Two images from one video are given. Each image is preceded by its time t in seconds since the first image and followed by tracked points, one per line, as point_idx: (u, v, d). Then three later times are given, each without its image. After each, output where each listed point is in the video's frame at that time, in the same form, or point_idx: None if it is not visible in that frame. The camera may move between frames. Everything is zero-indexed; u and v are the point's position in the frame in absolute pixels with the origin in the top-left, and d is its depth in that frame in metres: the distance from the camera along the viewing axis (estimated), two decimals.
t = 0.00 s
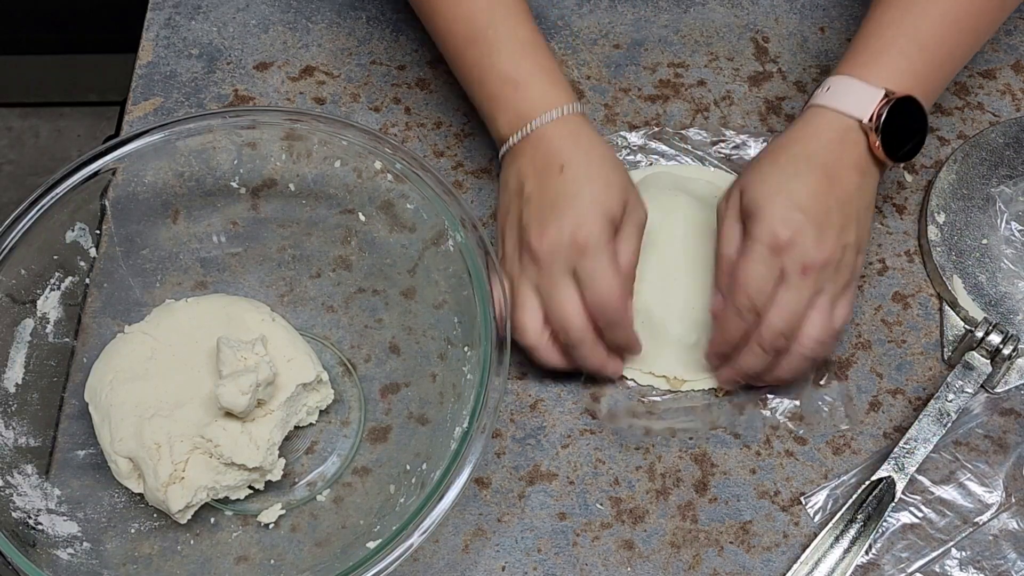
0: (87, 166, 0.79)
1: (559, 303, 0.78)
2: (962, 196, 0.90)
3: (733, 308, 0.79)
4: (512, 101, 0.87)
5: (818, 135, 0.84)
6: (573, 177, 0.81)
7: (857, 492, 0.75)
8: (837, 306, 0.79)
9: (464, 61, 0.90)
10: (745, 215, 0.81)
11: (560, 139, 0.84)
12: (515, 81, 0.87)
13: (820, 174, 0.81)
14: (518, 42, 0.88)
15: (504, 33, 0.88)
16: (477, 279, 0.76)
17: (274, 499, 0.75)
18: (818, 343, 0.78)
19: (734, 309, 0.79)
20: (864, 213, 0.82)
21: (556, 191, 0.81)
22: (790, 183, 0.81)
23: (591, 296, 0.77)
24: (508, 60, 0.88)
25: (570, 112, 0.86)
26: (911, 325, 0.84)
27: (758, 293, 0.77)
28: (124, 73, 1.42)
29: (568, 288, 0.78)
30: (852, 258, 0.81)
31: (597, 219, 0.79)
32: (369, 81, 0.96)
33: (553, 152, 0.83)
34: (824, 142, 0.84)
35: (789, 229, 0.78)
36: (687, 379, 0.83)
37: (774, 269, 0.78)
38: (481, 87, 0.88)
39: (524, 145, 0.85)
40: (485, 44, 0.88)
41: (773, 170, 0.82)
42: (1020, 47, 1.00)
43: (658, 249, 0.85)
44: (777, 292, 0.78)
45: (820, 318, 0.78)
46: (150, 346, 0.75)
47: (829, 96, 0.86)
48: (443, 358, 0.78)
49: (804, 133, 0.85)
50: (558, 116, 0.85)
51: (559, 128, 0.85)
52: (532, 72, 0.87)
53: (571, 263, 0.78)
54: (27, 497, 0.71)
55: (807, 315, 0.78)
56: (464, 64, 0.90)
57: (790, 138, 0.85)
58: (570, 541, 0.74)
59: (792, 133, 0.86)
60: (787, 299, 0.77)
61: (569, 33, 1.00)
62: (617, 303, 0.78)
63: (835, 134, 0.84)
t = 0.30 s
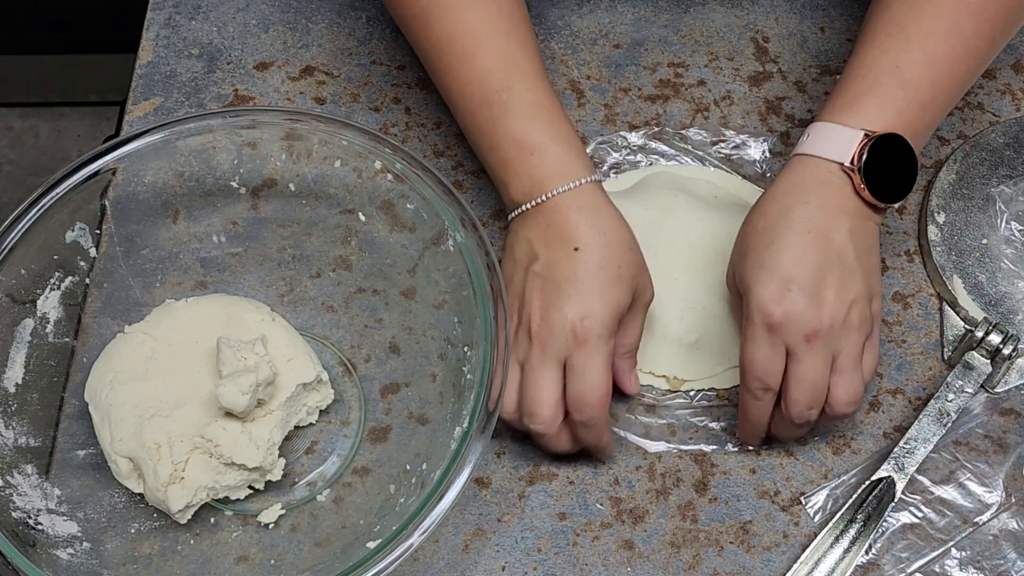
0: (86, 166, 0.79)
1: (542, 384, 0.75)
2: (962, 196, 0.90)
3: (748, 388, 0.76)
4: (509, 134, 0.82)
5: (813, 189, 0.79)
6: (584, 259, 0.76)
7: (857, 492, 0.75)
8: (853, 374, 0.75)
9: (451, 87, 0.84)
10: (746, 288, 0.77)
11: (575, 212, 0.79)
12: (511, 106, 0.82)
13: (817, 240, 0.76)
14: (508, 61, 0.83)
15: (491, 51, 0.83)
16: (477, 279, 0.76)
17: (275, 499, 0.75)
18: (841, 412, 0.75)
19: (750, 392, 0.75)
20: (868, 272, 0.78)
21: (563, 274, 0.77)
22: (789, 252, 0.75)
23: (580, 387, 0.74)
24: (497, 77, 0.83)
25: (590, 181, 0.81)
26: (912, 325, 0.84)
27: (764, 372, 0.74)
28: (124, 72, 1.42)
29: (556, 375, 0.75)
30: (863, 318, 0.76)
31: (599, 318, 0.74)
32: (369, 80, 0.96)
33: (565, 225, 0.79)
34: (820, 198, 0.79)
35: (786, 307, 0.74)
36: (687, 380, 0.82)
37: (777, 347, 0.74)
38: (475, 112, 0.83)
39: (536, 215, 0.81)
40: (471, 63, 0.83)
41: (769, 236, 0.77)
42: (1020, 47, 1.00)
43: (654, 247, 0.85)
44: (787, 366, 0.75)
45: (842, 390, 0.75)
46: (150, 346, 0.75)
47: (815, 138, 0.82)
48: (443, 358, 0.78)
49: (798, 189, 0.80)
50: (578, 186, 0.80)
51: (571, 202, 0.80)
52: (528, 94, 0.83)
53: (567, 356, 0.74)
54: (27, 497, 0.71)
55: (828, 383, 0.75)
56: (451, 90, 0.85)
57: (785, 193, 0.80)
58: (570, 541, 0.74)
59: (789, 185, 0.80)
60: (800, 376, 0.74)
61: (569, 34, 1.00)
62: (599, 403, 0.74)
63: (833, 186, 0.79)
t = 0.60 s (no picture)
0: (86, 166, 0.78)
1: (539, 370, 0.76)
2: (962, 196, 0.90)
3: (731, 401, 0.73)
4: (474, 131, 0.81)
5: (828, 207, 0.77)
6: (555, 247, 0.76)
7: (857, 492, 0.75)
8: (834, 403, 0.74)
9: (425, 84, 0.84)
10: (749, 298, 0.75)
11: (546, 202, 0.78)
12: (477, 104, 0.81)
13: (830, 259, 0.74)
14: (476, 57, 0.82)
15: (463, 49, 0.82)
16: (477, 279, 0.76)
17: (275, 499, 0.75)
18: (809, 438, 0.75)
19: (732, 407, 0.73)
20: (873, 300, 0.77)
21: (537, 264, 0.76)
22: (801, 270, 0.74)
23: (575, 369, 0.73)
24: (465, 73, 0.82)
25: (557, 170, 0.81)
26: (911, 325, 0.83)
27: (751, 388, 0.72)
28: (124, 71, 1.42)
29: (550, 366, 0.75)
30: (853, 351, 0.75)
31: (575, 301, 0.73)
32: (369, 80, 0.96)
33: (535, 219, 0.78)
34: (839, 220, 0.76)
35: (790, 322, 0.72)
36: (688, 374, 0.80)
37: (771, 363, 0.72)
38: (443, 111, 0.83)
39: (504, 212, 0.80)
40: (441, 60, 0.82)
41: (781, 251, 0.75)
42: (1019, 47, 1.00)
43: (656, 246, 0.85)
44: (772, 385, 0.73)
45: (820, 410, 0.74)
46: (150, 346, 0.74)
47: (847, 158, 0.80)
48: (443, 358, 0.78)
49: (818, 208, 0.77)
50: (540, 178, 0.79)
51: (537, 190, 0.79)
52: (493, 90, 0.82)
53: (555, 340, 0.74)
54: (27, 497, 0.71)
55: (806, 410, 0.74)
56: (425, 87, 0.84)
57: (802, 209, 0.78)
58: (570, 541, 0.74)
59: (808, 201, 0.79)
60: (781, 396, 0.73)
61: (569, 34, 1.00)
62: (600, 377, 0.72)
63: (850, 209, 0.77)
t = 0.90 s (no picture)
0: (86, 165, 0.78)
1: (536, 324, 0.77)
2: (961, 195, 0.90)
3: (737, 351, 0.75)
4: (460, 118, 0.83)
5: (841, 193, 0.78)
6: (537, 202, 0.78)
7: (856, 492, 0.75)
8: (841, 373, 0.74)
9: (405, 76, 0.85)
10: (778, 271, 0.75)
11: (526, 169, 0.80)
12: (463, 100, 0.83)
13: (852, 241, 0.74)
14: (453, 43, 0.83)
15: (441, 36, 0.83)
16: (477, 279, 0.76)
17: (275, 499, 0.75)
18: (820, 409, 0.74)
19: (735, 357, 0.75)
20: (891, 288, 0.77)
21: (521, 220, 0.78)
22: (824, 246, 0.74)
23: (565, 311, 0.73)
24: (444, 62, 0.83)
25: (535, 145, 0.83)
26: (911, 325, 0.83)
27: (765, 347, 0.73)
28: (124, 71, 1.42)
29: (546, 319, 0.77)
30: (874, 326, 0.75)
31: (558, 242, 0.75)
32: (369, 80, 0.96)
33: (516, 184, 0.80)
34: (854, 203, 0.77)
35: (816, 296, 0.72)
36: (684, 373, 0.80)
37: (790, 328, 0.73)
38: (428, 105, 0.84)
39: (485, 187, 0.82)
40: (420, 49, 0.83)
41: (808, 231, 0.75)
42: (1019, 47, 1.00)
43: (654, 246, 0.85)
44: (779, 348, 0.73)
45: (824, 387, 0.73)
46: (149, 346, 0.74)
47: (870, 151, 0.79)
48: (443, 358, 0.78)
49: (841, 194, 0.78)
50: (518, 152, 0.81)
51: (511, 162, 0.81)
52: (473, 74, 0.83)
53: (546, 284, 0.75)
54: (27, 497, 0.71)
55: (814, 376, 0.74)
56: (405, 79, 0.85)
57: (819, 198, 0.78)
58: (570, 541, 0.74)
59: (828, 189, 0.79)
60: (786, 356, 0.73)
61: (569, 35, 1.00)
62: (591, 308, 0.72)
63: (874, 197, 0.77)
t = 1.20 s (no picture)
0: (86, 166, 0.78)
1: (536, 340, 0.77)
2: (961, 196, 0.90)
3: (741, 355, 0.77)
4: (455, 128, 0.84)
5: (835, 200, 0.79)
6: (530, 224, 0.78)
7: (856, 492, 0.75)
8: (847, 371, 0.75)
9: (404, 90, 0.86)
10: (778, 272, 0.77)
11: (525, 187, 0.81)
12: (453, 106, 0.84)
13: (839, 255, 0.76)
14: (449, 56, 0.85)
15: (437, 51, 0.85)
16: (477, 279, 0.76)
17: (275, 499, 0.75)
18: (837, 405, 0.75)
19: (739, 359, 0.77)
20: (886, 290, 0.78)
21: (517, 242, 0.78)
22: (814, 263, 0.75)
23: (554, 341, 0.74)
24: (439, 76, 0.84)
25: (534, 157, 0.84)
26: (911, 326, 0.83)
27: (769, 350, 0.76)
28: (124, 71, 1.42)
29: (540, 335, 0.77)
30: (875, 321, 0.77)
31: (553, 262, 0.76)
32: (369, 80, 0.96)
33: (512, 204, 0.80)
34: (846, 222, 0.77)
35: (813, 292, 0.75)
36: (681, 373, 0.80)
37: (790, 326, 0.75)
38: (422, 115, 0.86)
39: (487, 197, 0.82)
40: (413, 62, 0.85)
41: (801, 243, 0.77)
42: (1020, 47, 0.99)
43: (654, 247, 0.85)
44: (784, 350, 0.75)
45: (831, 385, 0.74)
46: (150, 346, 0.75)
47: (872, 148, 0.81)
48: (443, 358, 0.78)
49: (828, 206, 0.78)
50: (515, 166, 0.82)
51: (508, 178, 0.81)
52: (467, 86, 0.84)
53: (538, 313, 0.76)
54: (27, 497, 0.71)
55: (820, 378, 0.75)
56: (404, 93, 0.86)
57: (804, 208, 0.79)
58: (570, 541, 0.74)
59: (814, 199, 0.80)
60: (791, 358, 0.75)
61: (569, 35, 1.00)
62: (579, 345, 0.74)
63: (867, 190, 0.79)
